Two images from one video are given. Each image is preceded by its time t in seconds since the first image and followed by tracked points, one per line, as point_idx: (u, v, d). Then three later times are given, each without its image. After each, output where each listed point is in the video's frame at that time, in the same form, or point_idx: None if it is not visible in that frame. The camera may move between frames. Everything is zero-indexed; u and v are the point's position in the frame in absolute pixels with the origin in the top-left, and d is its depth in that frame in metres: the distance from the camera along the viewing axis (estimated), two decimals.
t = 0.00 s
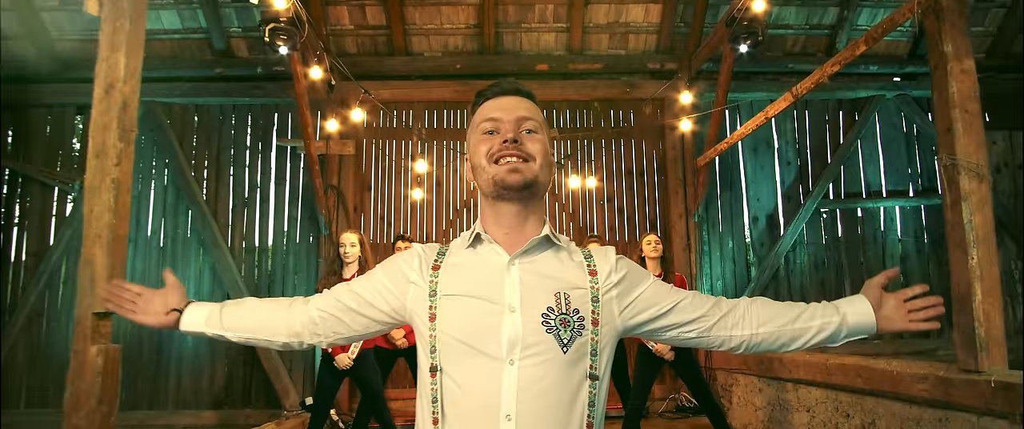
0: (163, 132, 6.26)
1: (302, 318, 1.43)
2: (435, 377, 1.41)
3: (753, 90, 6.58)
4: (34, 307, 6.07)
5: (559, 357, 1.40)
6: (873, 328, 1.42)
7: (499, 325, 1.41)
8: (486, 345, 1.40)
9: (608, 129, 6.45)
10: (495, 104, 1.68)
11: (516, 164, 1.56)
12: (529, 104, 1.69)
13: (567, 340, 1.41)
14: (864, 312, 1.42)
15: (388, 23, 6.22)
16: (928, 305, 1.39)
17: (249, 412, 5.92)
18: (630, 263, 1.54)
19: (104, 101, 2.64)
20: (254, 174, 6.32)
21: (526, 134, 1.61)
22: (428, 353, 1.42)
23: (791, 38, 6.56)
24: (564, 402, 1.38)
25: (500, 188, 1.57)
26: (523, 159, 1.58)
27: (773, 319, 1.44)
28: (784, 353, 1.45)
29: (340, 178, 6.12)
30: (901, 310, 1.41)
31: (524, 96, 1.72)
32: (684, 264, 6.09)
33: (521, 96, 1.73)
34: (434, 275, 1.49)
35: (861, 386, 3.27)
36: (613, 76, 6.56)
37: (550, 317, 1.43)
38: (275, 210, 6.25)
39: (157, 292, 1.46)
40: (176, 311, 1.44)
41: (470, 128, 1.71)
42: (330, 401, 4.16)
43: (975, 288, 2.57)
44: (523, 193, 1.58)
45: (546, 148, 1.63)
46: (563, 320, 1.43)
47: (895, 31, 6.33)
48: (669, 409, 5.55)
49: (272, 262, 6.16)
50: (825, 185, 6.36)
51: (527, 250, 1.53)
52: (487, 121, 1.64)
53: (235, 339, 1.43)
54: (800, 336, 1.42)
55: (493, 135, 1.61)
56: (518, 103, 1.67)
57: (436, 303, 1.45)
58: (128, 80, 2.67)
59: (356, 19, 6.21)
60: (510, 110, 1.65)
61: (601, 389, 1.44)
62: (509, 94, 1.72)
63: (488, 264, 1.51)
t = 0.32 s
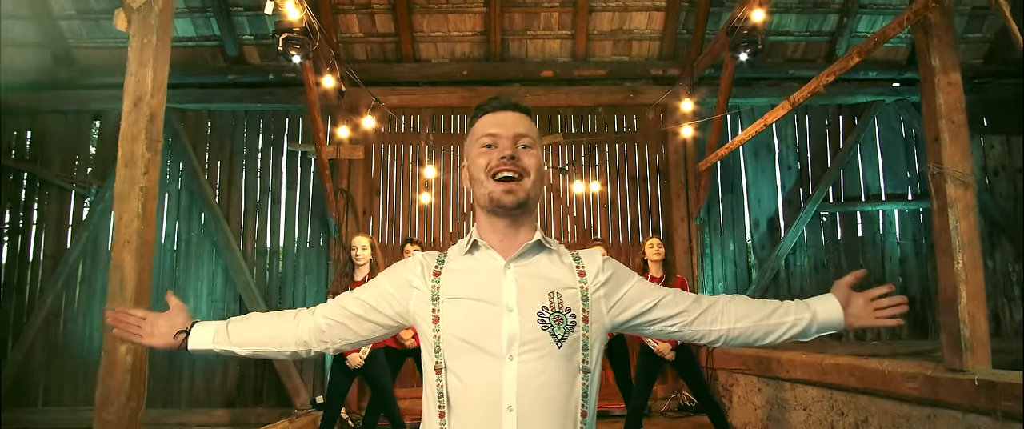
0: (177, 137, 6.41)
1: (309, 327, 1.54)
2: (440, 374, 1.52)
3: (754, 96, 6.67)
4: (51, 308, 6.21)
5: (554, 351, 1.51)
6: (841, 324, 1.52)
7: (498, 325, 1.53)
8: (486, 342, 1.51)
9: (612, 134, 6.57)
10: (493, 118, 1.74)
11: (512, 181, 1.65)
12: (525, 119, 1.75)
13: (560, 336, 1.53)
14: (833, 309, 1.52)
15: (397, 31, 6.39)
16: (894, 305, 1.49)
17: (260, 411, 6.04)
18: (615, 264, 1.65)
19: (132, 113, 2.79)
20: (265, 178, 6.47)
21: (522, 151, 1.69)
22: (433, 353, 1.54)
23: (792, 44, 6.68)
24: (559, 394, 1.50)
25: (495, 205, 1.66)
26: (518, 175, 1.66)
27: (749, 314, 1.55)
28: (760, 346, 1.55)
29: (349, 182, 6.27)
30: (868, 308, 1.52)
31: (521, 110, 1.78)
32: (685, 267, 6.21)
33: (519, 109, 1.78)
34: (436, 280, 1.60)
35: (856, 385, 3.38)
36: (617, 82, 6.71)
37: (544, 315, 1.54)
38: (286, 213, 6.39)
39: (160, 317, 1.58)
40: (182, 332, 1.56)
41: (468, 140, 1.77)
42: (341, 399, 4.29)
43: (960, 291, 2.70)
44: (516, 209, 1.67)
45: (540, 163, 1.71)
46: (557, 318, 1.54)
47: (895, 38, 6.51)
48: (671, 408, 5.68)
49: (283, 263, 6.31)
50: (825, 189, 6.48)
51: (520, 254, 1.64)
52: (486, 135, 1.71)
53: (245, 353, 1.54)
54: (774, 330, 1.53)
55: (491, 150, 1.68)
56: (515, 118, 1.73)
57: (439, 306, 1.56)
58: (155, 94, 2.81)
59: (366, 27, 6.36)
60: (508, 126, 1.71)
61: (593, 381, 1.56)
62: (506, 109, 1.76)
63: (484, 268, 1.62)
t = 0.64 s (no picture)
0: (179, 139, 6.46)
1: (294, 322, 1.61)
2: (417, 367, 1.57)
3: (751, 98, 6.71)
4: (54, 309, 6.26)
5: (522, 345, 1.56)
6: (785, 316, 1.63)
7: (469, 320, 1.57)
8: (458, 337, 1.56)
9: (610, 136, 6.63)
10: (463, 128, 1.76)
11: (481, 188, 1.68)
12: (496, 129, 1.77)
13: (528, 330, 1.58)
14: (779, 302, 1.62)
15: (397, 34, 6.45)
16: (833, 299, 1.58)
17: (262, 411, 6.09)
18: (580, 262, 1.70)
19: (139, 117, 2.84)
20: (266, 180, 6.52)
21: (491, 160, 1.71)
22: (410, 347, 1.58)
23: (788, 47, 6.74)
24: (526, 384, 1.55)
25: (465, 211, 1.70)
26: (487, 183, 1.69)
27: (702, 307, 1.63)
28: (712, 336, 1.64)
29: (350, 183, 6.33)
30: (811, 302, 1.61)
31: (490, 120, 1.79)
32: (683, 267, 6.28)
33: (488, 118, 1.79)
34: (413, 280, 1.64)
35: (850, 383, 3.44)
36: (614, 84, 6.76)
37: (513, 311, 1.58)
38: (287, 215, 6.45)
39: (154, 311, 1.66)
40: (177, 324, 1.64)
41: (440, 149, 1.79)
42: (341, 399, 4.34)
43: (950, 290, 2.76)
44: (486, 212, 1.70)
45: (509, 170, 1.73)
46: (525, 314, 1.59)
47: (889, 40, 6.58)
48: (669, 408, 5.73)
49: (284, 264, 6.36)
50: (822, 190, 6.53)
51: (491, 254, 1.68)
52: (456, 146, 1.72)
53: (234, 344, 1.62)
54: (725, 322, 1.62)
55: (461, 161, 1.70)
56: (484, 128, 1.74)
57: (416, 304, 1.60)
58: (161, 98, 2.87)
59: (366, 30, 6.43)
60: (477, 137, 1.72)
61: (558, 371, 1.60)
62: (476, 119, 1.78)
63: (456, 268, 1.65)
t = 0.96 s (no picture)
0: (181, 138, 6.47)
1: (299, 317, 1.61)
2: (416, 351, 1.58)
3: (753, 96, 6.71)
4: (57, 307, 6.27)
5: (514, 330, 1.57)
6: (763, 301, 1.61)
7: (463, 307, 1.58)
8: (454, 322, 1.57)
9: (612, 134, 6.62)
10: (452, 127, 1.75)
11: (473, 187, 1.67)
12: (485, 126, 1.76)
13: (519, 316, 1.58)
14: (757, 287, 1.61)
15: (399, 33, 6.47)
16: (807, 280, 1.60)
17: (264, 410, 6.09)
18: (569, 252, 1.70)
19: (144, 112, 2.85)
20: (269, 179, 6.52)
21: (480, 158, 1.70)
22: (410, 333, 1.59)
23: (790, 46, 6.74)
24: (517, 368, 1.56)
25: (457, 210, 1.69)
26: (478, 182, 1.67)
27: (682, 293, 1.63)
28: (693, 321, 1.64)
29: (352, 182, 6.34)
30: (785, 285, 1.61)
31: (479, 118, 1.78)
32: (685, 266, 6.27)
33: (477, 115, 1.78)
34: (411, 271, 1.64)
35: (853, 380, 3.44)
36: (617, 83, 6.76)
37: (505, 298, 1.59)
38: (290, 214, 6.45)
39: (162, 310, 1.64)
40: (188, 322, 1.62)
41: (431, 149, 1.78)
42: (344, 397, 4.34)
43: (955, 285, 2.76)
44: (478, 212, 1.69)
45: (498, 167, 1.72)
46: (516, 300, 1.59)
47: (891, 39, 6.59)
48: (671, 407, 5.72)
49: (286, 263, 6.35)
50: (824, 189, 6.53)
51: (484, 245, 1.68)
52: (446, 144, 1.71)
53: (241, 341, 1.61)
54: (705, 308, 1.62)
55: (452, 159, 1.69)
56: (472, 125, 1.73)
57: (414, 293, 1.61)
58: (165, 93, 2.86)
59: (368, 29, 6.44)
60: (467, 133, 1.72)
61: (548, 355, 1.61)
62: (464, 117, 1.76)
63: (451, 259, 1.66)
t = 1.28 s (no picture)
0: (182, 141, 6.39)
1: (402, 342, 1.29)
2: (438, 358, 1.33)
3: (762, 99, 6.62)
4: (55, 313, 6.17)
5: (532, 340, 1.34)
6: None
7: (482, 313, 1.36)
8: (471, 330, 1.34)
9: (619, 137, 6.53)
10: (471, 134, 1.48)
11: (491, 197, 1.43)
12: (508, 135, 1.49)
13: (537, 325, 1.35)
14: None
15: (403, 35, 6.40)
16: None
17: (266, 417, 5.99)
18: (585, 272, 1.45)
19: (141, 110, 2.76)
20: (271, 182, 6.43)
21: (500, 169, 1.44)
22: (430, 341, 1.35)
23: (799, 47, 6.66)
24: (538, 381, 1.33)
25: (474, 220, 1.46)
26: (498, 193, 1.44)
27: (625, 408, 1.25)
28: None
29: (355, 185, 6.25)
30: None
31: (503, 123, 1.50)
32: (694, 270, 6.18)
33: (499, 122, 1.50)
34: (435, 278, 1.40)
35: (873, 388, 3.34)
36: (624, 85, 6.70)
37: (522, 307, 1.36)
38: (292, 218, 6.36)
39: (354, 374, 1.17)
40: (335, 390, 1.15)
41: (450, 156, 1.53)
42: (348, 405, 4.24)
43: (983, 290, 2.65)
44: (495, 221, 1.46)
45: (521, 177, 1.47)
46: (534, 309, 1.36)
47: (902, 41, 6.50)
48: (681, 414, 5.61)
49: (288, 268, 6.25)
50: (834, 193, 6.44)
51: (504, 253, 1.45)
52: (465, 154, 1.46)
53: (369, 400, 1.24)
54: None
55: (470, 170, 1.44)
56: (495, 132, 1.46)
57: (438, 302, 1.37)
58: (164, 91, 2.77)
59: (372, 31, 6.37)
60: (487, 145, 1.45)
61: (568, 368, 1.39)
62: (485, 125, 1.48)
63: (470, 268, 1.43)
